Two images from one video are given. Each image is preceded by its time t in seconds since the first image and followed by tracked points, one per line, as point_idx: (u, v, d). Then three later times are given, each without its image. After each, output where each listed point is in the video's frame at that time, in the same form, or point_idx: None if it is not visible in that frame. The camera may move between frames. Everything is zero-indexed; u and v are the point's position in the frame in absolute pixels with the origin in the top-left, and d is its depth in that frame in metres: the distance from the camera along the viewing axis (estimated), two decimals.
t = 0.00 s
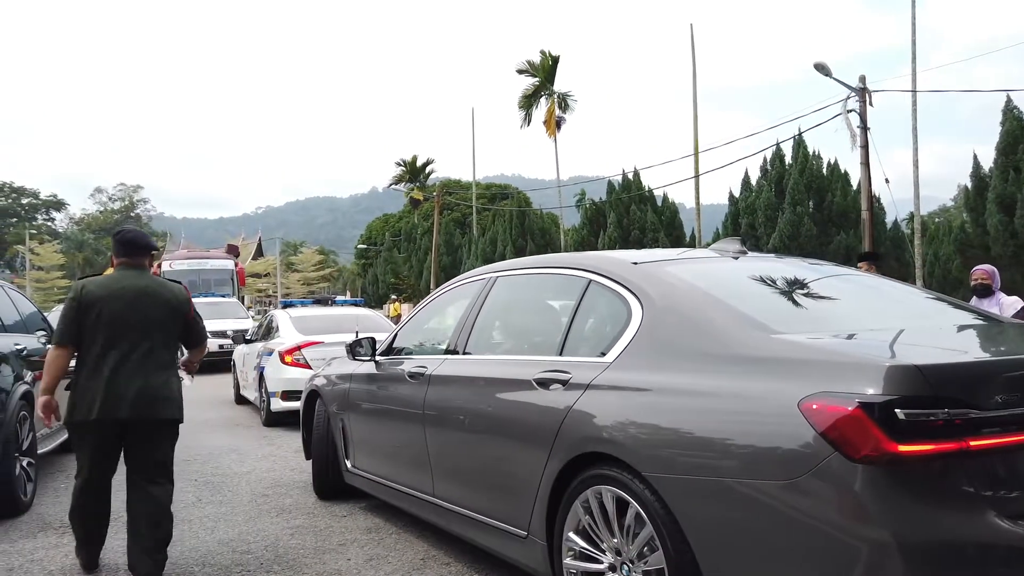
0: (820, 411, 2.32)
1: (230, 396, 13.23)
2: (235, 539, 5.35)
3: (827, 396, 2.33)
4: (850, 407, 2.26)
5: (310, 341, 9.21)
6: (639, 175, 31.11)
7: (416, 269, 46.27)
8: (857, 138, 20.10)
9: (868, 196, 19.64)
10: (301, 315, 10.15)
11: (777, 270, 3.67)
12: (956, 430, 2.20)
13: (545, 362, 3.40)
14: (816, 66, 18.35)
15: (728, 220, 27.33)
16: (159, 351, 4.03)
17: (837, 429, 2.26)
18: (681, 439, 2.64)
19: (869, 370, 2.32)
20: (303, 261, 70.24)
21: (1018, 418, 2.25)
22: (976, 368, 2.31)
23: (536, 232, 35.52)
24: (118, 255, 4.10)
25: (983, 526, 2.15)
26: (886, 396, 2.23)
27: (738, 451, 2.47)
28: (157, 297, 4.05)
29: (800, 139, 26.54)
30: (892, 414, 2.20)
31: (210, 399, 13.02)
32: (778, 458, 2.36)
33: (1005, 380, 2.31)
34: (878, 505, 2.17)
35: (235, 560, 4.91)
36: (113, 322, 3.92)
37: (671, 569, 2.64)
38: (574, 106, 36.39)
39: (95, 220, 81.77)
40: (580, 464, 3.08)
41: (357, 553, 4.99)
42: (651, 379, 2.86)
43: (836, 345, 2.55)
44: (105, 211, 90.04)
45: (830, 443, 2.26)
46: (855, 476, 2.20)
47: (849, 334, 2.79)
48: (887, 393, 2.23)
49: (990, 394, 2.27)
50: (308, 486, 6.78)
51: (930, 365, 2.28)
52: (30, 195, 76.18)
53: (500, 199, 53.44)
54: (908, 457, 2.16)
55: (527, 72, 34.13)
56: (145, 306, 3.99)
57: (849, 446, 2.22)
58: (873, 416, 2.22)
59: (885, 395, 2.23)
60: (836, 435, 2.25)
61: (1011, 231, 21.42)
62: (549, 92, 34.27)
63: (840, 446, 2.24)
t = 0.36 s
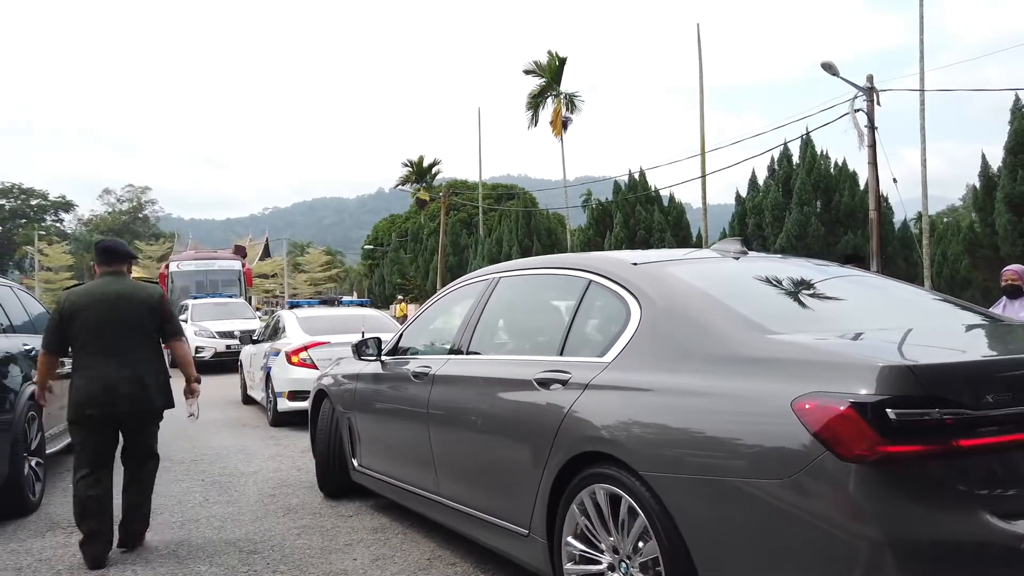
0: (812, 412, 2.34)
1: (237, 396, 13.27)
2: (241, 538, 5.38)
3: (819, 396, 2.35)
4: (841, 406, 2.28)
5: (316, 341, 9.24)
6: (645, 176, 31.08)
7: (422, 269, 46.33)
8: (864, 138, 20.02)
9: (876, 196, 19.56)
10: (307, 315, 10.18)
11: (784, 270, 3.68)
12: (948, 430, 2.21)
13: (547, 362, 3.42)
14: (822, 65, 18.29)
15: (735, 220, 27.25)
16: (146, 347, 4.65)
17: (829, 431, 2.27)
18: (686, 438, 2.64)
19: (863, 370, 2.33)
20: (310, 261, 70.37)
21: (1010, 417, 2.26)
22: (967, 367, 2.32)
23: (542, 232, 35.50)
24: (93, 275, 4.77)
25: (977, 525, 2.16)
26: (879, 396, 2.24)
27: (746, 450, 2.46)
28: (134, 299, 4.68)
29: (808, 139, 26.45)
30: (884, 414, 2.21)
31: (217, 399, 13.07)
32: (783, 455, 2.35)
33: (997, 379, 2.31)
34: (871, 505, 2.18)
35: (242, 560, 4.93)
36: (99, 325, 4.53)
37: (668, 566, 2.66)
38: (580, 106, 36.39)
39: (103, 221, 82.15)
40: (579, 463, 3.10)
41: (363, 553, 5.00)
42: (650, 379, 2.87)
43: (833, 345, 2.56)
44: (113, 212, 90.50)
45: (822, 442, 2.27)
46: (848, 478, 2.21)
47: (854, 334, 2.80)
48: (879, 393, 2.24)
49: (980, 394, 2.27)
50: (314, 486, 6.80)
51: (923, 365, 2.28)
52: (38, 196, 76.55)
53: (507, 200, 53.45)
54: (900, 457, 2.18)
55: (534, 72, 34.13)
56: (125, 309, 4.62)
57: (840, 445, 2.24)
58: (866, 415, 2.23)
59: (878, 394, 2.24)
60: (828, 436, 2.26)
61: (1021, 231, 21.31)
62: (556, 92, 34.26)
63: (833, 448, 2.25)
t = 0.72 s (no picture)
0: (784, 410, 2.38)
1: (244, 397, 13.30)
2: (248, 538, 5.39)
3: (794, 393, 2.39)
4: (813, 404, 2.32)
5: (323, 341, 9.26)
6: (652, 176, 31.06)
7: (429, 269, 46.37)
8: (872, 137, 19.98)
9: (882, 196, 19.54)
10: (313, 316, 10.21)
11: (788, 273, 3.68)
12: (916, 427, 2.24)
13: (540, 361, 3.45)
14: (830, 64, 18.26)
15: (742, 220, 27.19)
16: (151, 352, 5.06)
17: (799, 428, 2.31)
18: (675, 435, 2.66)
19: (835, 368, 2.36)
20: (317, 262, 70.54)
21: (984, 413, 2.28)
22: (933, 366, 2.34)
23: (549, 232, 35.48)
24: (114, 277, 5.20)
25: (949, 519, 2.20)
26: (849, 394, 2.28)
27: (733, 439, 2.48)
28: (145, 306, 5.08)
29: (815, 139, 26.40)
30: (853, 412, 2.26)
31: (224, 399, 13.11)
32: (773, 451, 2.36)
33: (964, 378, 2.34)
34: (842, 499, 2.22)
35: (248, 560, 4.94)
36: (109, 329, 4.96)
37: (652, 559, 2.71)
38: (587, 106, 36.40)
39: (111, 221, 82.43)
40: (569, 459, 3.14)
41: (369, 553, 5.01)
42: (639, 378, 2.91)
43: (817, 344, 2.58)
44: (121, 213, 90.88)
45: (795, 440, 2.32)
46: (820, 475, 2.25)
47: (854, 335, 2.79)
48: (850, 392, 2.28)
49: (946, 391, 2.30)
50: (321, 486, 6.81)
51: (890, 365, 2.31)
52: (47, 197, 76.86)
53: (513, 199, 53.45)
54: (870, 452, 2.22)
55: (540, 72, 34.14)
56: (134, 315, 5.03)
57: (811, 440, 2.28)
58: (835, 413, 2.27)
59: (848, 393, 2.28)
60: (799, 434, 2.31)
61: None
62: (562, 92, 34.27)
63: (804, 445, 2.29)
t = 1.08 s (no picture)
0: (739, 406, 2.53)
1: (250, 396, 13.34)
2: (255, 538, 5.42)
3: (750, 388, 2.53)
4: (766, 400, 2.46)
5: (330, 341, 9.30)
6: (658, 176, 31.03)
7: (435, 269, 46.38)
8: (879, 137, 19.93)
9: (890, 196, 19.49)
10: (320, 316, 10.23)
11: (781, 274, 3.75)
12: (859, 420, 2.39)
13: (528, 358, 3.56)
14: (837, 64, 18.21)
15: (748, 220, 27.12)
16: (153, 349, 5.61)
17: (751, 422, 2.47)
18: (646, 429, 2.80)
19: (789, 365, 2.50)
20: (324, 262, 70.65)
21: (928, 407, 2.42)
22: (881, 362, 2.47)
23: (555, 232, 35.46)
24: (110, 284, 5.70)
25: (892, 506, 2.35)
26: (799, 390, 2.42)
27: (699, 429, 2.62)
28: (142, 308, 5.61)
29: (822, 138, 26.33)
30: (801, 406, 2.40)
31: (231, 399, 13.16)
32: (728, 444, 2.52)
33: (911, 373, 2.46)
34: (790, 489, 2.38)
35: (256, 559, 4.97)
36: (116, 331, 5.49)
37: (625, 547, 2.86)
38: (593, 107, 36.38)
39: (118, 221, 82.70)
40: (551, 451, 3.28)
41: (375, 553, 5.04)
42: (613, 373, 3.06)
43: (782, 343, 2.70)
44: (128, 213, 91.22)
45: (748, 433, 2.47)
46: (772, 466, 2.40)
47: (861, 335, 2.84)
48: (800, 388, 2.42)
49: (891, 386, 2.43)
50: (327, 486, 6.84)
51: (838, 362, 2.45)
52: (55, 197, 77.13)
53: (519, 199, 53.45)
54: (815, 444, 2.37)
55: (547, 72, 34.14)
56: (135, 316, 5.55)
57: (762, 432, 2.44)
58: (784, 408, 2.42)
59: (798, 389, 2.42)
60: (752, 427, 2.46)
61: None
62: (569, 92, 34.26)
63: (756, 438, 2.45)
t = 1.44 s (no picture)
0: (674, 403, 2.71)
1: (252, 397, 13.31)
2: (258, 539, 5.39)
3: (687, 383, 2.71)
4: (699, 397, 2.63)
5: (333, 342, 9.25)
6: (660, 176, 30.98)
7: (437, 270, 46.35)
8: (882, 136, 19.88)
9: (893, 195, 19.44)
10: (322, 317, 10.18)
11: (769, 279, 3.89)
12: (781, 413, 2.54)
13: (508, 357, 3.77)
14: (840, 64, 18.16)
15: (752, 221, 27.05)
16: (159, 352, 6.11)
17: (683, 417, 2.65)
18: (600, 423, 2.99)
19: (722, 364, 2.66)
20: (327, 262, 70.68)
21: (850, 403, 2.57)
22: (808, 359, 2.60)
23: (557, 233, 35.44)
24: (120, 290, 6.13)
25: (811, 495, 2.51)
26: (727, 387, 2.58)
27: (646, 422, 2.79)
28: (152, 315, 6.11)
29: (825, 138, 26.28)
30: (726, 400, 2.57)
31: (234, 400, 13.13)
32: (667, 437, 2.70)
33: (836, 369, 2.59)
34: (717, 480, 2.55)
35: (258, 561, 4.94)
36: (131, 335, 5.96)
37: (583, 532, 3.06)
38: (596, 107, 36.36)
39: (121, 222, 82.82)
40: (524, 442, 3.49)
41: (378, 554, 5.01)
42: (577, 371, 3.26)
43: (727, 342, 2.86)
44: (131, 214, 91.34)
45: (681, 426, 2.66)
46: (701, 458, 2.58)
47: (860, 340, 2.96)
48: (728, 386, 2.58)
49: (811, 382, 2.57)
50: (330, 487, 6.81)
51: (765, 360, 2.59)
52: (59, 197, 77.29)
53: (522, 199, 53.41)
54: (738, 437, 2.54)
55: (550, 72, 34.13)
56: (146, 323, 6.05)
57: (694, 425, 2.61)
58: (713, 404, 2.59)
59: (726, 387, 2.58)
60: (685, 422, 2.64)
61: None
62: (572, 92, 34.25)
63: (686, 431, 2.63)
